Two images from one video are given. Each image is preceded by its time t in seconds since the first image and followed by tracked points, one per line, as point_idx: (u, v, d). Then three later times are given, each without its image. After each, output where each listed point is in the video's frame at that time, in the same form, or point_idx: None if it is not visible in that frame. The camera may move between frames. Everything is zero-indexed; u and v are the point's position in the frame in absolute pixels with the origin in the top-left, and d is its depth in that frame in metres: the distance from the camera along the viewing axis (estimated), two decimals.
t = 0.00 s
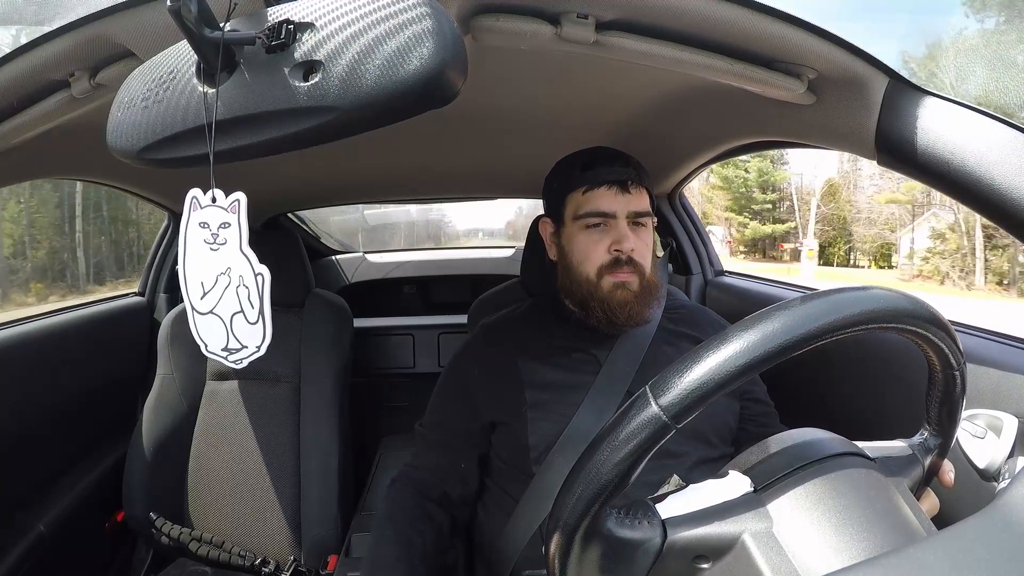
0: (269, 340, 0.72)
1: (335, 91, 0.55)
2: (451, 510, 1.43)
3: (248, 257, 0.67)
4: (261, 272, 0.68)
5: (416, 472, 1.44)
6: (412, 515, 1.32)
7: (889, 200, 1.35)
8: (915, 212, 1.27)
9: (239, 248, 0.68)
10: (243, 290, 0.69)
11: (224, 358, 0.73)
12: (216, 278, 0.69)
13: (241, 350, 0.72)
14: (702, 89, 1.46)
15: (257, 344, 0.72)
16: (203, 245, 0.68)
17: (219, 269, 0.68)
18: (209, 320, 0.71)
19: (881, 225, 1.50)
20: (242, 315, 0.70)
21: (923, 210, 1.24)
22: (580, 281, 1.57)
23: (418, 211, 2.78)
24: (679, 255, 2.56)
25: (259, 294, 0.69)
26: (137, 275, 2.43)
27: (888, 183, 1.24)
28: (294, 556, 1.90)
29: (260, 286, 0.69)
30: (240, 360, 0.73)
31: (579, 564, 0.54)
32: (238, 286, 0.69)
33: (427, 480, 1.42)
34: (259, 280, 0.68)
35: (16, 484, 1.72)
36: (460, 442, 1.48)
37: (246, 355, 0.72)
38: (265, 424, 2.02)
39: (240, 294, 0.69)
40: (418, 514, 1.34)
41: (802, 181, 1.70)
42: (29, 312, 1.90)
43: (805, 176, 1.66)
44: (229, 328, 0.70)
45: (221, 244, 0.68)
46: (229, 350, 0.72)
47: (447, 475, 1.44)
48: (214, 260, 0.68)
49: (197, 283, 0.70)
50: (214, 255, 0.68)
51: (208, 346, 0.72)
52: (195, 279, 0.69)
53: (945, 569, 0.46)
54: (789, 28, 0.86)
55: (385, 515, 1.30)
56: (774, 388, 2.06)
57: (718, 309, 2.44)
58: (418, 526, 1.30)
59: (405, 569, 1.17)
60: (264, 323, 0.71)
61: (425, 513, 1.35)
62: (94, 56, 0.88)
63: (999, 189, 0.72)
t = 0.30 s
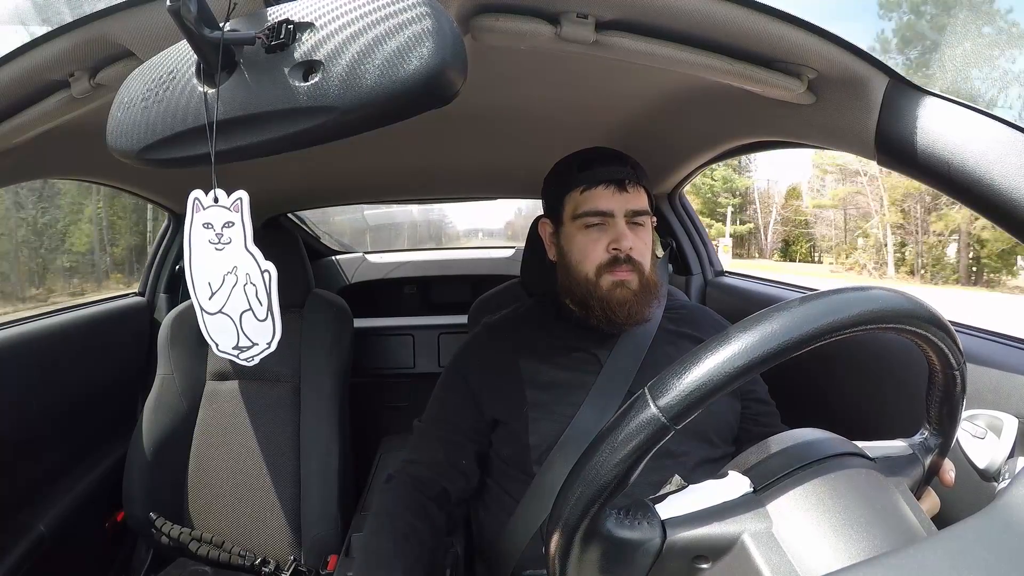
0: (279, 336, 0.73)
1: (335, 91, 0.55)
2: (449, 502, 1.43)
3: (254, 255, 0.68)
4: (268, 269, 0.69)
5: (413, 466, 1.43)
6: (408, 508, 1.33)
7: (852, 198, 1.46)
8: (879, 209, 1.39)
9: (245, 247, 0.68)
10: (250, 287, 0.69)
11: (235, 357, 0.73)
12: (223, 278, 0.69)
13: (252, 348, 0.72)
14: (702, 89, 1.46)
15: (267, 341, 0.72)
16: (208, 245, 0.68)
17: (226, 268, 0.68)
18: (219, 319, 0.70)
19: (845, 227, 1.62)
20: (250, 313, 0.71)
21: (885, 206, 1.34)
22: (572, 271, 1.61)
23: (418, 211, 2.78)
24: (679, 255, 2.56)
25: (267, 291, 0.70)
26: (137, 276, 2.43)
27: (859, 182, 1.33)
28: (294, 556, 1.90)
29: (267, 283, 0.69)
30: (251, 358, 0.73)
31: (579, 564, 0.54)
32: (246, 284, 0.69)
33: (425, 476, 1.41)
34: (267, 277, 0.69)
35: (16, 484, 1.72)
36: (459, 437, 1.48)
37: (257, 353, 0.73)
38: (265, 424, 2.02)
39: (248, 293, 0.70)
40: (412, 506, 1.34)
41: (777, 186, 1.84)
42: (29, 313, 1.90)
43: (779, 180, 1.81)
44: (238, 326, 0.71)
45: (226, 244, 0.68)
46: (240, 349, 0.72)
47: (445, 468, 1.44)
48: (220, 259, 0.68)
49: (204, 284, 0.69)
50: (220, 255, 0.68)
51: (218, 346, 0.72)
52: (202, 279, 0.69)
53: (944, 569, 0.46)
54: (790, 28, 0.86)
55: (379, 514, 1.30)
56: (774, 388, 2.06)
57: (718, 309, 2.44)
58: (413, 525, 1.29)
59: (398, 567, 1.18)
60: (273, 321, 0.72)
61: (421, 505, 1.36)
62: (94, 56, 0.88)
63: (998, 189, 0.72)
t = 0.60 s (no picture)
0: (265, 346, 0.70)
1: (335, 91, 0.55)
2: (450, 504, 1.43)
3: (244, 257, 0.67)
4: (257, 273, 0.68)
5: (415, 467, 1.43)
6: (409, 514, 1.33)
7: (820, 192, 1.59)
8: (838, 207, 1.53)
9: (236, 248, 0.68)
10: (238, 291, 0.68)
11: (218, 366, 0.70)
12: (211, 280, 0.68)
13: (235, 357, 0.70)
14: (703, 89, 1.46)
15: (252, 349, 0.70)
16: (198, 246, 0.68)
17: (216, 270, 0.68)
18: (204, 324, 0.69)
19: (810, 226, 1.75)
20: (237, 319, 0.69)
21: (840, 200, 1.49)
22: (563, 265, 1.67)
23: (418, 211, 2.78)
24: (679, 255, 2.56)
25: (255, 295, 0.68)
26: (137, 276, 2.43)
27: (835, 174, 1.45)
28: (293, 556, 1.90)
29: (256, 287, 0.68)
30: (234, 367, 0.70)
31: (579, 565, 0.54)
32: (234, 287, 0.68)
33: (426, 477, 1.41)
34: (256, 280, 0.68)
35: (16, 484, 1.72)
36: (460, 438, 1.48)
37: (241, 362, 0.70)
38: (265, 424, 2.02)
39: (236, 296, 0.68)
40: (414, 513, 1.34)
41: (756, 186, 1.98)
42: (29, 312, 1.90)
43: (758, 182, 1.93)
44: (223, 333, 0.69)
45: (218, 245, 0.68)
46: (223, 357, 0.70)
47: (445, 470, 1.43)
48: (210, 260, 0.68)
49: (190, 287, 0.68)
50: (210, 255, 0.68)
51: (201, 353, 0.70)
52: (190, 282, 0.68)
53: (944, 569, 0.46)
54: (790, 28, 0.86)
55: (379, 521, 1.31)
56: (774, 387, 2.06)
57: (718, 309, 2.44)
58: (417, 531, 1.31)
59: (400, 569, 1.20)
60: (259, 327, 0.69)
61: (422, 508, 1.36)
62: (93, 56, 0.88)
63: (998, 189, 0.72)
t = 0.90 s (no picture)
0: (277, 337, 0.73)
1: (335, 91, 0.55)
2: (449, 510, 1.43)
3: (255, 256, 0.68)
4: (268, 271, 0.69)
5: (415, 472, 1.44)
6: (406, 524, 1.34)
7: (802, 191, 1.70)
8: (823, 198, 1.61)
9: (246, 246, 0.68)
10: (249, 288, 0.69)
11: (233, 357, 0.73)
12: (223, 278, 0.68)
13: (250, 348, 0.72)
14: (703, 89, 1.46)
15: (266, 341, 0.72)
16: (209, 245, 0.68)
17: (227, 268, 0.68)
18: (217, 319, 0.70)
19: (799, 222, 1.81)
20: (249, 313, 0.70)
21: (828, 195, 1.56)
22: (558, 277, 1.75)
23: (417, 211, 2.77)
24: (679, 255, 2.55)
25: (267, 290, 0.70)
26: (137, 276, 2.43)
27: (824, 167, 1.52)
28: (293, 556, 1.90)
29: (267, 284, 0.69)
30: (249, 358, 0.73)
31: (579, 564, 0.54)
32: (246, 284, 0.69)
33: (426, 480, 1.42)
34: (267, 278, 0.69)
35: (16, 484, 1.72)
36: (460, 438, 1.48)
37: (255, 353, 0.72)
38: (265, 424, 2.02)
39: (248, 293, 0.69)
40: (413, 518, 1.36)
41: (743, 189, 2.08)
42: (29, 312, 1.90)
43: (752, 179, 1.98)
44: (237, 326, 0.70)
45: (228, 244, 0.68)
46: (239, 349, 0.72)
47: (445, 472, 1.44)
48: (221, 259, 0.68)
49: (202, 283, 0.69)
50: (221, 254, 0.68)
51: (217, 345, 0.72)
52: (201, 279, 0.69)
53: (944, 569, 0.46)
54: (790, 28, 0.86)
55: (379, 532, 1.32)
56: (774, 387, 2.06)
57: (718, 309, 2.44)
58: (415, 541, 1.32)
59: None
60: (272, 321, 0.71)
61: (419, 518, 1.36)
62: (94, 56, 0.88)
63: (998, 189, 0.72)
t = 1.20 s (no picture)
0: (257, 346, 0.71)
1: (335, 91, 0.55)
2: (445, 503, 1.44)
3: (239, 260, 0.67)
4: (251, 275, 0.68)
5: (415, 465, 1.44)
6: (404, 514, 1.34)
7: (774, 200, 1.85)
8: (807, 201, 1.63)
9: (231, 250, 0.67)
10: (232, 292, 0.68)
11: (211, 364, 0.71)
12: (205, 281, 0.68)
13: (229, 356, 0.71)
14: (703, 89, 1.46)
15: (245, 349, 0.70)
16: (194, 246, 0.68)
17: (210, 270, 0.67)
18: (197, 324, 0.69)
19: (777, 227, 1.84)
20: (230, 319, 0.69)
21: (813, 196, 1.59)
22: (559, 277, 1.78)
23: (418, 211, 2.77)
24: (679, 255, 2.55)
25: (249, 297, 0.68)
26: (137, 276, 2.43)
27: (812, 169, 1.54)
28: (293, 556, 1.90)
29: (250, 289, 0.68)
30: (227, 366, 0.71)
31: (579, 564, 0.54)
32: (228, 289, 0.68)
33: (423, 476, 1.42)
34: (250, 283, 0.68)
35: (16, 484, 1.72)
36: (460, 437, 1.48)
37: (234, 361, 0.71)
38: (266, 424, 2.02)
39: (229, 298, 0.68)
40: (410, 510, 1.36)
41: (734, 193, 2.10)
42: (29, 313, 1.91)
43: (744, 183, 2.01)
44: (216, 332, 0.69)
45: (212, 245, 0.68)
46: (217, 356, 0.71)
47: (444, 470, 1.44)
48: (205, 261, 0.68)
49: (185, 286, 0.69)
50: (205, 256, 0.68)
51: (195, 352, 0.70)
52: (184, 281, 0.68)
53: (944, 569, 0.46)
54: (789, 28, 0.86)
55: (377, 521, 1.32)
56: (774, 387, 2.06)
57: (718, 309, 2.44)
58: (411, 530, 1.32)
59: None
60: (252, 328, 0.70)
61: (416, 509, 1.37)
62: (94, 56, 0.88)
63: (999, 189, 0.72)
